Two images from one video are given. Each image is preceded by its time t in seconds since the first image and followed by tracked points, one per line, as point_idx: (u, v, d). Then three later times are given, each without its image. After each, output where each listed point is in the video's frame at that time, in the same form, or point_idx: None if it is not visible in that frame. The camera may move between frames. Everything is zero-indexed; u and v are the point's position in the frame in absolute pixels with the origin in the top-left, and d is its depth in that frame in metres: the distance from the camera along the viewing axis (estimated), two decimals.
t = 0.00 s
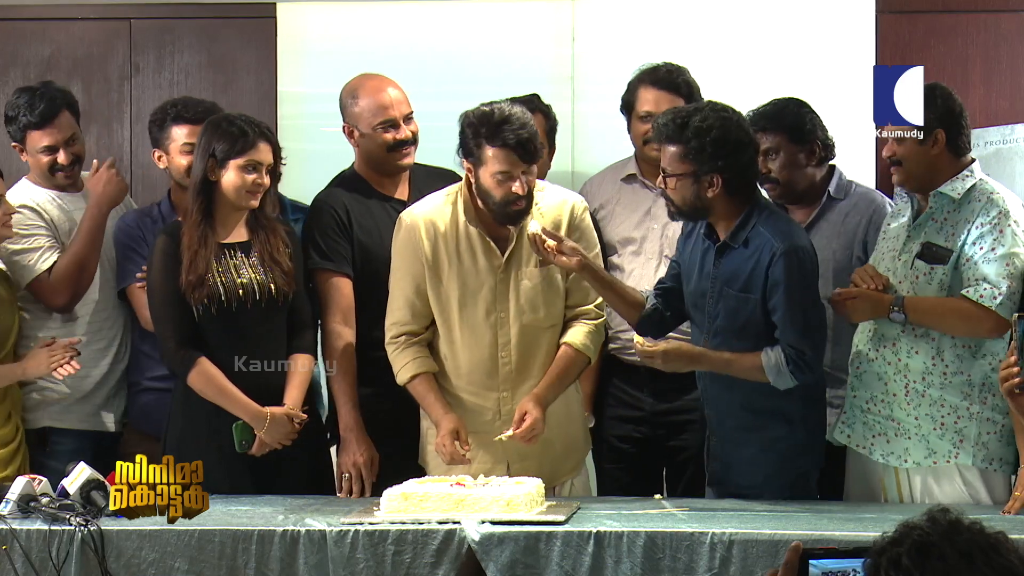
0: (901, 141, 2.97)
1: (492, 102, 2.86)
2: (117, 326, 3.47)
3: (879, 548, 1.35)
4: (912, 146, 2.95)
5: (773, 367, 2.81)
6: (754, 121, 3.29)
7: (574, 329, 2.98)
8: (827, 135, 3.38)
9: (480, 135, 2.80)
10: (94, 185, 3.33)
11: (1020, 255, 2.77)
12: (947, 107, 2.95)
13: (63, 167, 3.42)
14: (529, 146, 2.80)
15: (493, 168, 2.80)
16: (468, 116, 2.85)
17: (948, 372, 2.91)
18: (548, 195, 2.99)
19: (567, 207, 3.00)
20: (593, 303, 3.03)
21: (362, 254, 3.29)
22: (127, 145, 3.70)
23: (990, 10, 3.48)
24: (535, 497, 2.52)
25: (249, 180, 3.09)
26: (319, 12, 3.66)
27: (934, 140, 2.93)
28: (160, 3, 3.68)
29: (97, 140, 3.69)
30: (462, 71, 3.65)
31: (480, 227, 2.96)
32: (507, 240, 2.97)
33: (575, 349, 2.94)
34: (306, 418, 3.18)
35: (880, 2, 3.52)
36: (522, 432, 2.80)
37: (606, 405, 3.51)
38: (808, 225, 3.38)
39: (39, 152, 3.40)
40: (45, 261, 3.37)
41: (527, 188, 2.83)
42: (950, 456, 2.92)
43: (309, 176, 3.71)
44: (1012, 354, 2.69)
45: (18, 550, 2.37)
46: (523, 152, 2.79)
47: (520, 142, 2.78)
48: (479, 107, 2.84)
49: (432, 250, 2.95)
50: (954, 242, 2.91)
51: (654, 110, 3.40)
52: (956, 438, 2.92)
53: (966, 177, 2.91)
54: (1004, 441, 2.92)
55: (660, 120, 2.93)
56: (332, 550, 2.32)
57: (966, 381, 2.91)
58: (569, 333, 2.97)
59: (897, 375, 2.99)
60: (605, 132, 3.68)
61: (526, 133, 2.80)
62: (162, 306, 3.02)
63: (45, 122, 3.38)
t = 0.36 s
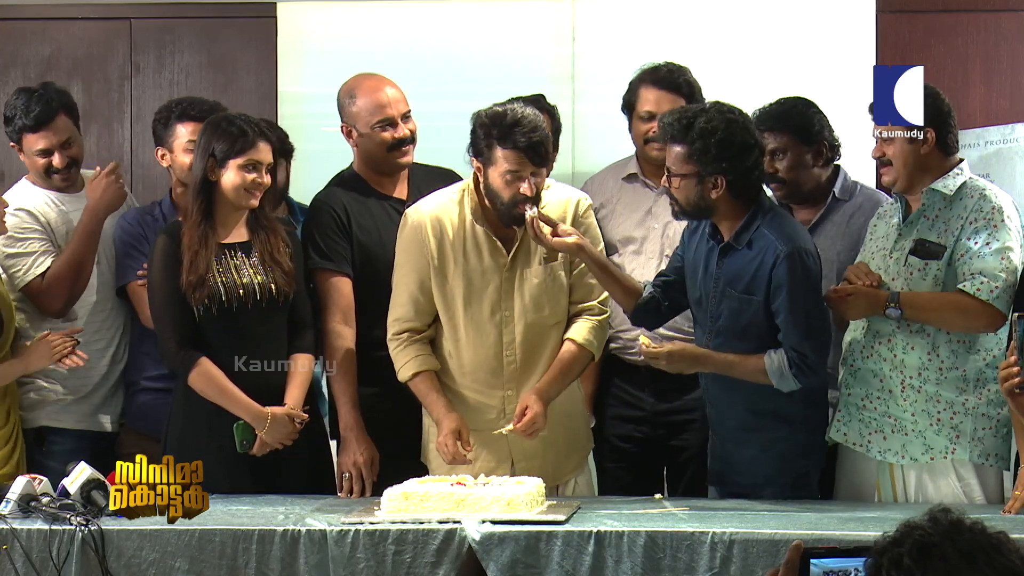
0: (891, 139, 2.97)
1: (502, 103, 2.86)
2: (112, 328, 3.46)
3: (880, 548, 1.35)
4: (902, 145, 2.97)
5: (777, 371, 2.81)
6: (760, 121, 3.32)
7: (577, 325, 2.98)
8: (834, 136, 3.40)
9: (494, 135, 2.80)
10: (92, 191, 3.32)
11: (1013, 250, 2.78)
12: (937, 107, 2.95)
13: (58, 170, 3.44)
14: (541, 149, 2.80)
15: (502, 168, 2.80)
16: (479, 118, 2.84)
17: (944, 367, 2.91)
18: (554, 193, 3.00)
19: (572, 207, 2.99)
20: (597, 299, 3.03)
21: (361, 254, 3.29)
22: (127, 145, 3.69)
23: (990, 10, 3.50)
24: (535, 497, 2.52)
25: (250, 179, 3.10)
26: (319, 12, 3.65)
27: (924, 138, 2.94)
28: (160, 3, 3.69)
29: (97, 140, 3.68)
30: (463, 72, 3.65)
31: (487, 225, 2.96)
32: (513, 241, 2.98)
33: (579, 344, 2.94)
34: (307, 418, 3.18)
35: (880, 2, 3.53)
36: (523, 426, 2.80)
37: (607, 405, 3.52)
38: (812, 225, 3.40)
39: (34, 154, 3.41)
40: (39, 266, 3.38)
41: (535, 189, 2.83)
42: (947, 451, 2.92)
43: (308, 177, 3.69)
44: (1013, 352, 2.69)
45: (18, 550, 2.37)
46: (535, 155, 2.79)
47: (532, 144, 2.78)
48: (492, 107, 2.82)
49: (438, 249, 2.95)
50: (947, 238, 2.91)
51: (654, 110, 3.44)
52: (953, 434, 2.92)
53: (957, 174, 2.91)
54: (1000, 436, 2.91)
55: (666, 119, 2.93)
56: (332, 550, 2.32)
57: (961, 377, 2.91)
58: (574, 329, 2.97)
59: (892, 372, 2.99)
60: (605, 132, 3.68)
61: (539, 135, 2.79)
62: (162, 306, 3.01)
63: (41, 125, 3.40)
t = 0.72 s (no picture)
0: (889, 139, 2.97)
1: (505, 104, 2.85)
2: (112, 324, 3.46)
3: (880, 548, 1.34)
4: (899, 146, 2.96)
5: (785, 367, 2.81)
6: (766, 122, 3.34)
7: (579, 323, 2.98)
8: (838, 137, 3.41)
9: (494, 136, 2.80)
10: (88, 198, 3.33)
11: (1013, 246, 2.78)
12: (935, 108, 2.97)
13: (59, 172, 3.44)
14: (543, 150, 2.80)
15: (503, 168, 2.81)
16: (479, 120, 2.84)
17: (946, 366, 2.92)
18: (557, 190, 3.00)
19: (574, 207, 2.99)
20: (599, 298, 3.03)
21: (360, 254, 3.30)
22: (127, 144, 3.69)
23: (989, 10, 3.50)
24: (535, 497, 2.52)
25: (249, 179, 3.10)
26: (319, 12, 3.65)
27: (919, 139, 2.94)
28: (160, 3, 3.68)
29: (97, 139, 3.68)
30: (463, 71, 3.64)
31: (487, 225, 2.95)
32: (514, 241, 2.98)
33: (580, 344, 2.93)
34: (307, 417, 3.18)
35: (880, 2, 3.52)
36: (524, 425, 2.80)
37: (607, 405, 3.51)
38: (815, 226, 3.41)
39: (39, 152, 3.42)
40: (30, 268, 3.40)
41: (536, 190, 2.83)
42: (950, 449, 2.92)
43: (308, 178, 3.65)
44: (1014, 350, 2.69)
45: (18, 550, 2.37)
46: (535, 157, 2.79)
47: (532, 145, 2.78)
48: (495, 107, 2.82)
49: (439, 248, 2.95)
50: (947, 236, 2.90)
51: (655, 110, 3.47)
52: (955, 432, 2.92)
53: (954, 173, 2.91)
54: (1002, 433, 2.92)
55: (669, 117, 2.93)
56: (332, 550, 2.32)
57: (963, 375, 2.92)
58: (575, 329, 2.96)
59: (895, 370, 2.98)
60: (605, 131, 3.67)
61: (541, 138, 2.79)
62: (162, 307, 3.01)
63: (54, 125, 3.40)
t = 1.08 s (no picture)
0: (890, 138, 2.99)
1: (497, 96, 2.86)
2: (112, 326, 3.46)
3: (880, 548, 1.34)
4: (903, 145, 2.98)
5: (789, 363, 2.79)
6: (767, 122, 3.36)
7: (580, 319, 2.98)
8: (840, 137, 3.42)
9: (486, 122, 2.81)
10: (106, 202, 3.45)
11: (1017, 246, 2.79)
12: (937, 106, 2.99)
13: (67, 168, 3.50)
14: (536, 138, 2.81)
15: (496, 158, 2.81)
16: (474, 108, 2.85)
17: (949, 366, 2.92)
18: (553, 187, 3.00)
19: (571, 203, 2.99)
20: (598, 294, 3.02)
21: (360, 254, 3.30)
22: (127, 144, 3.66)
23: (989, 10, 3.50)
24: (535, 497, 2.52)
25: (248, 179, 3.11)
26: (319, 12, 3.65)
27: (926, 137, 2.96)
28: (160, 3, 3.68)
29: (96, 139, 3.64)
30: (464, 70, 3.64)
31: (483, 221, 2.96)
32: (510, 236, 2.98)
33: (580, 340, 2.93)
34: (307, 417, 3.19)
35: (880, 2, 3.51)
36: (523, 422, 2.79)
37: (607, 405, 3.51)
38: (816, 226, 3.40)
39: (45, 151, 3.48)
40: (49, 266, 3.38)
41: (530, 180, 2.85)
42: (952, 450, 2.92)
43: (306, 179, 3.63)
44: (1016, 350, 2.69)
45: (18, 550, 2.37)
46: (527, 146, 2.79)
47: (525, 134, 2.78)
48: (484, 99, 2.85)
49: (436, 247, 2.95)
50: (950, 236, 2.91)
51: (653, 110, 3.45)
52: (958, 433, 2.92)
53: (959, 173, 2.92)
54: (1004, 434, 2.92)
55: (669, 114, 2.94)
56: (332, 550, 2.32)
57: (966, 376, 2.92)
58: (574, 325, 2.96)
59: (897, 370, 2.98)
60: (605, 131, 3.67)
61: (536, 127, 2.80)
62: (162, 307, 3.01)
63: (54, 123, 3.49)
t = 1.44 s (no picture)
0: (893, 137, 2.96)
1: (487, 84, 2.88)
2: (113, 326, 3.47)
3: (879, 548, 1.34)
4: (908, 146, 2.95)
5: (784, 360, 2.79)
6: (766, 122, 3.33)
7: (581, 315, 2.98)
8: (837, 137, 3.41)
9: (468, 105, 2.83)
10: (122, 216, 3.35)
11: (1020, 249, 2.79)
12: (941, 106, 2.96)
13: (83, 170, 3.42)
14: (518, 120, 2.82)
15: (476, 138, 2.82)
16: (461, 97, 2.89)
17: (949, 367, 2.92)
18: (545, 188, 3.00)
19: (569, 199, 3.00)
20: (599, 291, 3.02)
21: (360, 253, 3.30)
22: (127, 145, 3.69)
23: (989, 10, 3.50)
24: (535, 497, 2.52)
25: (248, 179, 3.10)
26: (319, 12, 3.65)
27: (931, 137, 2.94)
28: (160, 3, 3.68)
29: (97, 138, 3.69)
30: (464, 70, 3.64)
31: (478, 215, 2.96)
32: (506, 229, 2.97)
33: (583, 335, 2.93)
34: (307, 417, 3.19)
35: (880, 2, 3.52)
36: (529, 414, 2.79)
37: (606, 405, 3.51)
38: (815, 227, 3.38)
39: (62, 151, 3.37)
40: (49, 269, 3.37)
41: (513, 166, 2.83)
42: (952, 451, 2.92)
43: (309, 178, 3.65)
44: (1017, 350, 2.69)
45: (18, 550, 2.37)
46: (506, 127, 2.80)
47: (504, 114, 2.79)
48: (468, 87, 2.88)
49: (433, 243, 2.95)
50: (953, 237, 2.91)
51: (653, 110, 3.43)
52: (958, 434, 2.92)
53: (962, 174, 2.93)
54: (1004, 436, 2.91)
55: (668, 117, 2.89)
56: (332, 550, 2.32)
57: (966, 377, 2.92)
58: (576, 320, 2.96)
59: (898, 370, 2.98)
60: (605, 131, 3.67)
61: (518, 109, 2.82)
62: (162, 307, 3.01)
63: (79, 126, 3.37)
